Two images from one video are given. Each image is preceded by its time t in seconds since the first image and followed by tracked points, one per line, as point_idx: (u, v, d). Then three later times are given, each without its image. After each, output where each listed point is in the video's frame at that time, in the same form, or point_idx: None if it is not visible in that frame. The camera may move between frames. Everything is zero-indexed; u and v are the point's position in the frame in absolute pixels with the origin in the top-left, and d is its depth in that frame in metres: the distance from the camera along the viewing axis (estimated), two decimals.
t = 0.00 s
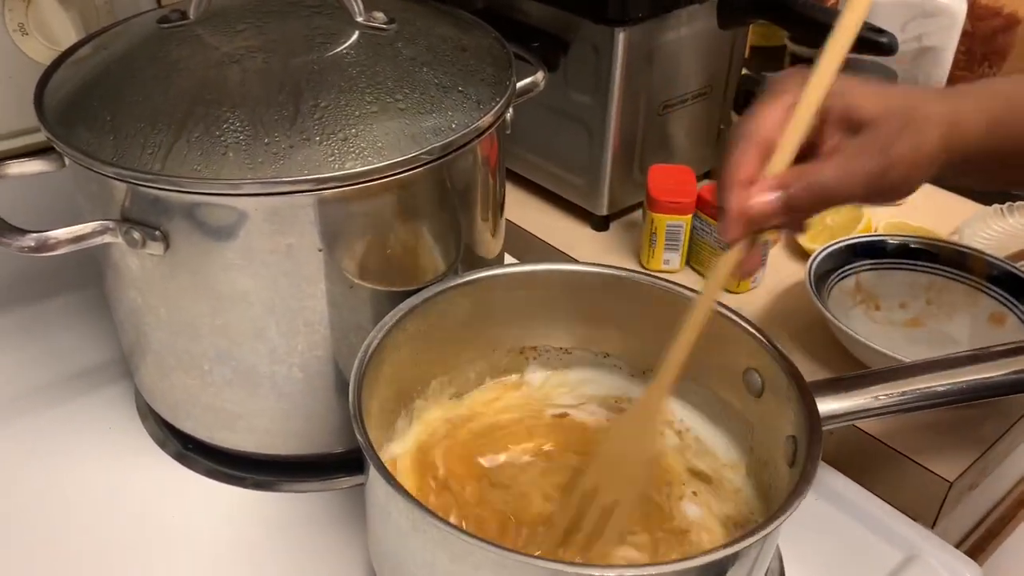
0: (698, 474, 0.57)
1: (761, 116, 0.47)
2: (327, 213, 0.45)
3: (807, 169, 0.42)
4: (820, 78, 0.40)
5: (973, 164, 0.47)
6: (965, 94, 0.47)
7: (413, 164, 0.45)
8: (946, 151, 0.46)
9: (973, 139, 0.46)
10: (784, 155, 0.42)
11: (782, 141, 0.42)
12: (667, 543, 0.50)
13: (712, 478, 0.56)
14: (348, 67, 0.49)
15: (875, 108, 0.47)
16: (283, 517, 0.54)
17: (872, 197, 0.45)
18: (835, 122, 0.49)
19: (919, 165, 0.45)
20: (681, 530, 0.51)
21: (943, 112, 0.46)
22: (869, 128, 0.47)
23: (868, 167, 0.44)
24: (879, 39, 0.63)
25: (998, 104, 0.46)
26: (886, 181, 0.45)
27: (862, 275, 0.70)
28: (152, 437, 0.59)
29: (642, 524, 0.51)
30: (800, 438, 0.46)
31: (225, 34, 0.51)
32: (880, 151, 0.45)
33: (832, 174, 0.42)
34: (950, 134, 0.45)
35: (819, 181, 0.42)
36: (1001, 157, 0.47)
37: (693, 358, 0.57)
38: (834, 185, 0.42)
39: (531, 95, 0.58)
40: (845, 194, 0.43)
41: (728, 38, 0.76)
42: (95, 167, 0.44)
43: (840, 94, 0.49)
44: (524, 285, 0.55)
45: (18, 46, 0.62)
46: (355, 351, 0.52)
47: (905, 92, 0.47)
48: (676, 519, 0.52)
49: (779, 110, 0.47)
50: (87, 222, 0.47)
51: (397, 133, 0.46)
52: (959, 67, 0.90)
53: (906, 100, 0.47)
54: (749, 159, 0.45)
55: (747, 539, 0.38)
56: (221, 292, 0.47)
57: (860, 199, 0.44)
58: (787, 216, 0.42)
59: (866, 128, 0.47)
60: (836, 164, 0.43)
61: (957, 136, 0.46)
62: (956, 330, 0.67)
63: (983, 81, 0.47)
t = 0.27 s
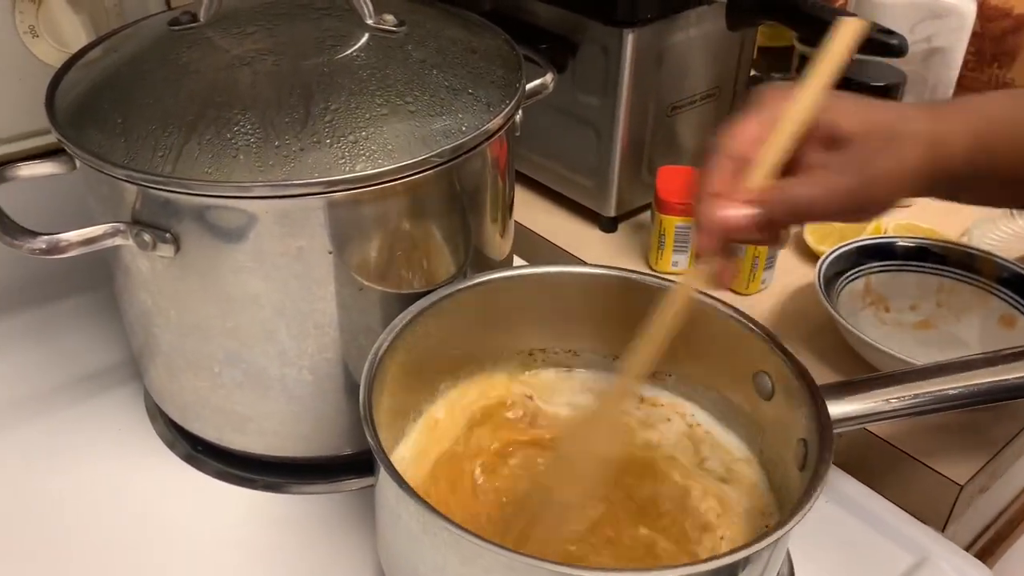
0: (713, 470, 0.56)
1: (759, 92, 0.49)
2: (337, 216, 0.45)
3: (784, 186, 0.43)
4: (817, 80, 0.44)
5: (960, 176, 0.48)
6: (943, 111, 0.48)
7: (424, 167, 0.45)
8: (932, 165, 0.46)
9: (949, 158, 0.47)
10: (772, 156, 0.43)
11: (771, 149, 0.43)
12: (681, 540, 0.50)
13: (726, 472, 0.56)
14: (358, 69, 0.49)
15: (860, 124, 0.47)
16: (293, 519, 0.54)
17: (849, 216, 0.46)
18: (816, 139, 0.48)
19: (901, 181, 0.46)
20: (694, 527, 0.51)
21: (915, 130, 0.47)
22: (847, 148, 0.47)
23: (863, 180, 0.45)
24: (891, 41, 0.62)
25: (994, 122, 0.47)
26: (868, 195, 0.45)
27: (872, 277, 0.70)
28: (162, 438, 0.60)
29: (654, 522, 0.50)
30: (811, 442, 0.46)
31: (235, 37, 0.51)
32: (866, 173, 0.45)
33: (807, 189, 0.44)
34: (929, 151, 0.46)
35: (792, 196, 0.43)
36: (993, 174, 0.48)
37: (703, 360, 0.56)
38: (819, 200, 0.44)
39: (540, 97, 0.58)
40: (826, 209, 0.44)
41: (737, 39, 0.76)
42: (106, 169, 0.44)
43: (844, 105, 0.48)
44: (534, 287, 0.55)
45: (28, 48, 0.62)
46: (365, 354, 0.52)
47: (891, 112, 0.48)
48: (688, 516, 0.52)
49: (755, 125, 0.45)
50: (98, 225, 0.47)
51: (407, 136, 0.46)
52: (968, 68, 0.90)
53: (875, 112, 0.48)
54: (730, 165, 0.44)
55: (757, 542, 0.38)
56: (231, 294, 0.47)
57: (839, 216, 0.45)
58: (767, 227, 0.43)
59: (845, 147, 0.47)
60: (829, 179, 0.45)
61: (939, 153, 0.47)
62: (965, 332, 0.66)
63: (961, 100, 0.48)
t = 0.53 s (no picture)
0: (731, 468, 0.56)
1: (720, 81, 0.51)
2: (352, 213, 0.45)
3: (743, 143, 0.43)
4: (772, 49, 0.43)
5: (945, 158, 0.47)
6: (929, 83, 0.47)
7: (438, 164, 0.45)
8: (896, 136, 0.45)
9: (912, 128, 0.45)
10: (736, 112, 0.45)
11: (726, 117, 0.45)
12: (696, 539, 0.49)
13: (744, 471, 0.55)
14: (372, 67, 0.49)
15: (819, 87, 0.47)
16: (305, 516, 0.54)
17: (808, 177, 0.45)
18: (780, 101, 0.50)
19: (863, 149, 0.45)
20: (711, 527, 0.50)
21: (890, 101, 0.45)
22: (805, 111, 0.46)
23: (820, 145, 0.44)
24: (903, 41, 0.62)
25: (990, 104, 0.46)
26: (821, 160, 0.44)
27: (883, 276, 0.70)
28: (173, 434, 0.60)
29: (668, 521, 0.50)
30: (824, 440, 0.46)
31: (249, 35, 0.51)
32: (817, 135, 0.44)
33: (758, 148, 0.43)
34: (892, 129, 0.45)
35: (746, 154, 0.43)
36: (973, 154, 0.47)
37: (716, 359, 0.56)
38: (779, 160, 0.43)
39: (552, 95, 0.58)
40: (786, 174, 0.44)
41: (747, 38, 0.76)
42: (121, 166, 0.44)
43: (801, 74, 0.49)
44: (546, 284, 0.55)
45: (42, 46, 0.62)
46: (377, 351, 0.52)
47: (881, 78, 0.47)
48: (705, 514, 0.51)
49: (718, 96, 0.50)
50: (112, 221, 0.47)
51: (421, 133, 0.46)
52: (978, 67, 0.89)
53: (854, 83, 0.47)
54: (697, 125, 0.50)
55: (772, 540, 0.38)
56: (245, 291, 0.47)
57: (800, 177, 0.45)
58: (740, 179, 0.44)
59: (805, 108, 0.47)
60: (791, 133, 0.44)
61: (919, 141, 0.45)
62: (976, 332, 0.66)
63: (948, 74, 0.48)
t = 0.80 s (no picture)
0: (738, 475, 0.56)
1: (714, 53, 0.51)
2: (361, 217, 0.46)
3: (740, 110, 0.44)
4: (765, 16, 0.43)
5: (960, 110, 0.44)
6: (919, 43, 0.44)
7: (447, 169, 0.45)
8: (893, 94, 0.43)
9: (915, 86, 0.43)
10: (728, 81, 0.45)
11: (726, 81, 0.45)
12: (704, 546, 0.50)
13: (749, 478, 0.55)
14: (381, 72, 0.49)
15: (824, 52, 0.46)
16: (312, 518, 0.54)
17: (798, 141, 0.44)
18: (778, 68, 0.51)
19: (857, 111, 0.43)
20: (716, 531, 0.51)
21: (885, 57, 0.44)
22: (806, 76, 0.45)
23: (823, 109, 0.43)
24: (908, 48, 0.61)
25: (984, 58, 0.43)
26: (816, 125, 0.43)
27: (887, 281, 0.70)
28: (180, 437, 0.60)
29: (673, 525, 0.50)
30: (830, 444, 0.46)
31: (258, 40, 0.51)
32: (803, 101, 0.43)
33: (755, 116, 0.43)
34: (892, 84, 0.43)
35: (743, 122, 0.43)
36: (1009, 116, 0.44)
37: (721, 363, 0.57)
38: (770, 126, 0.43)
39: (558, 101, 0.58)
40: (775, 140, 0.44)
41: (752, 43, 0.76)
42: (133, 170, 0.45)
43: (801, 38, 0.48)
44: (553, 289, 0.55)
45: (51, 50, 0.63)
46: (385, 355, 0.52)
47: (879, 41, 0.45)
48: (710, 520, 0.51)
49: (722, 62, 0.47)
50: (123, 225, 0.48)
51: (430, 138, 0.46)
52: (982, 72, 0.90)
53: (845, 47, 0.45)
54: (699, 93, 0.50)
55: (779, 545, 0.38)
56: (254, 295, 0.48)
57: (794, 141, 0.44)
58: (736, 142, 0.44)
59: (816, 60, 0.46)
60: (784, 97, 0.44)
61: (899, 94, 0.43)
62: (980, 336, 0.67)
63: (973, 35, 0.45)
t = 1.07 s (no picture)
0: (731, 475, 0.56)
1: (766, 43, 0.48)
2: (354, 218, 0.45)
3: (790, 113, 0.41)
4: (812, 16, 0.48)
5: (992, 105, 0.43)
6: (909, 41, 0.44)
7: (440, 170, 0.45)
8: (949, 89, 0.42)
9: (967, 86, 0.42)
10: (783, 75, 0.46)
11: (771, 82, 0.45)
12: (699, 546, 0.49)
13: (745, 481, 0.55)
14: (376, 73, 0.49)
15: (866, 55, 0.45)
16: (306, 521, 0.54)
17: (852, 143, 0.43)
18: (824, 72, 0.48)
19: (904, 116, 0.42)
20: (712, 535, 0.50)
21: (933, 63, 0.43)
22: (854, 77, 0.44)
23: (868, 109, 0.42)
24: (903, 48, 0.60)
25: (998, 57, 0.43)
26: (866, 124, 0.42)
27: (885, 283, 0.70)
28: (174, 439, 0.60)
29: (669, 528, 0.50)
30: (826, 446, 0.46)
31: (252, 41, 0.51)
32: (857, 104, 0.42)
33: (809, 118, 0.41)
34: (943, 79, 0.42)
35: (792, 126, 0.41)
36: (1001, 101, 0.43)
37: (717, 365, 0.57)
38: (822, 125, 0.41)
39: (554, 101, 0.58)
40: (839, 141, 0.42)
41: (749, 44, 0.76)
42: (125, 171, 0.44)
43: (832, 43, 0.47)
44: (548, 290, 0.55)
45: (45, 51, 0.62)
46: (379, 357, 0.52)
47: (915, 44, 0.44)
48: (704, 524, 0.51)
49: (766, 60, 0.46)
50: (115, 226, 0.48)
51: (424, 139, 0.46)
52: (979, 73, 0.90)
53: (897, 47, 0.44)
54: (742, 95, 0.45)
55: (774, 548, 0.38)
56: (247, 296, 0.47)
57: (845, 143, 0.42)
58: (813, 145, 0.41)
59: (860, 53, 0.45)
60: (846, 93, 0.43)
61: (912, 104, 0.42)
62: (978, 338, 0.66)
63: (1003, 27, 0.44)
